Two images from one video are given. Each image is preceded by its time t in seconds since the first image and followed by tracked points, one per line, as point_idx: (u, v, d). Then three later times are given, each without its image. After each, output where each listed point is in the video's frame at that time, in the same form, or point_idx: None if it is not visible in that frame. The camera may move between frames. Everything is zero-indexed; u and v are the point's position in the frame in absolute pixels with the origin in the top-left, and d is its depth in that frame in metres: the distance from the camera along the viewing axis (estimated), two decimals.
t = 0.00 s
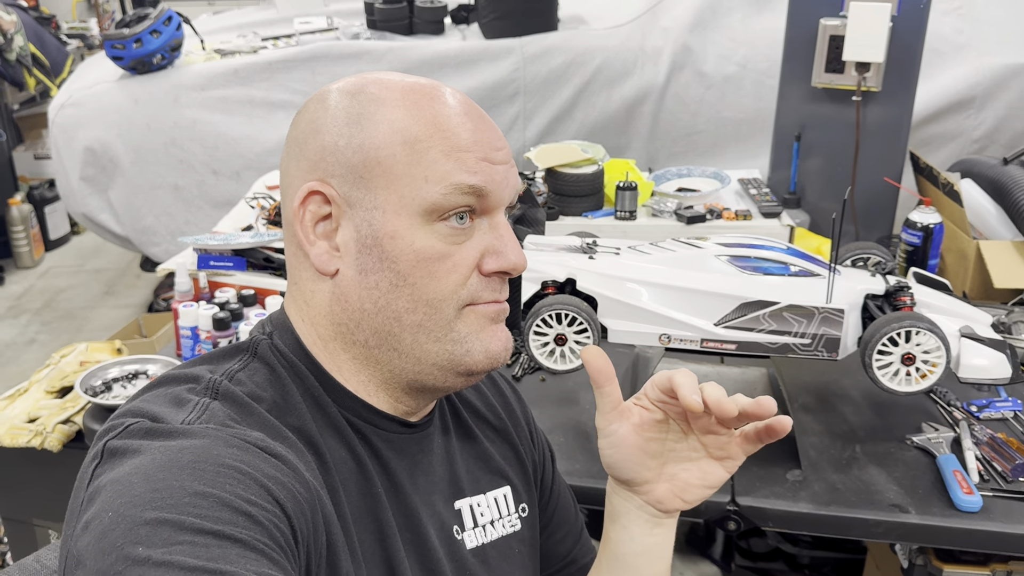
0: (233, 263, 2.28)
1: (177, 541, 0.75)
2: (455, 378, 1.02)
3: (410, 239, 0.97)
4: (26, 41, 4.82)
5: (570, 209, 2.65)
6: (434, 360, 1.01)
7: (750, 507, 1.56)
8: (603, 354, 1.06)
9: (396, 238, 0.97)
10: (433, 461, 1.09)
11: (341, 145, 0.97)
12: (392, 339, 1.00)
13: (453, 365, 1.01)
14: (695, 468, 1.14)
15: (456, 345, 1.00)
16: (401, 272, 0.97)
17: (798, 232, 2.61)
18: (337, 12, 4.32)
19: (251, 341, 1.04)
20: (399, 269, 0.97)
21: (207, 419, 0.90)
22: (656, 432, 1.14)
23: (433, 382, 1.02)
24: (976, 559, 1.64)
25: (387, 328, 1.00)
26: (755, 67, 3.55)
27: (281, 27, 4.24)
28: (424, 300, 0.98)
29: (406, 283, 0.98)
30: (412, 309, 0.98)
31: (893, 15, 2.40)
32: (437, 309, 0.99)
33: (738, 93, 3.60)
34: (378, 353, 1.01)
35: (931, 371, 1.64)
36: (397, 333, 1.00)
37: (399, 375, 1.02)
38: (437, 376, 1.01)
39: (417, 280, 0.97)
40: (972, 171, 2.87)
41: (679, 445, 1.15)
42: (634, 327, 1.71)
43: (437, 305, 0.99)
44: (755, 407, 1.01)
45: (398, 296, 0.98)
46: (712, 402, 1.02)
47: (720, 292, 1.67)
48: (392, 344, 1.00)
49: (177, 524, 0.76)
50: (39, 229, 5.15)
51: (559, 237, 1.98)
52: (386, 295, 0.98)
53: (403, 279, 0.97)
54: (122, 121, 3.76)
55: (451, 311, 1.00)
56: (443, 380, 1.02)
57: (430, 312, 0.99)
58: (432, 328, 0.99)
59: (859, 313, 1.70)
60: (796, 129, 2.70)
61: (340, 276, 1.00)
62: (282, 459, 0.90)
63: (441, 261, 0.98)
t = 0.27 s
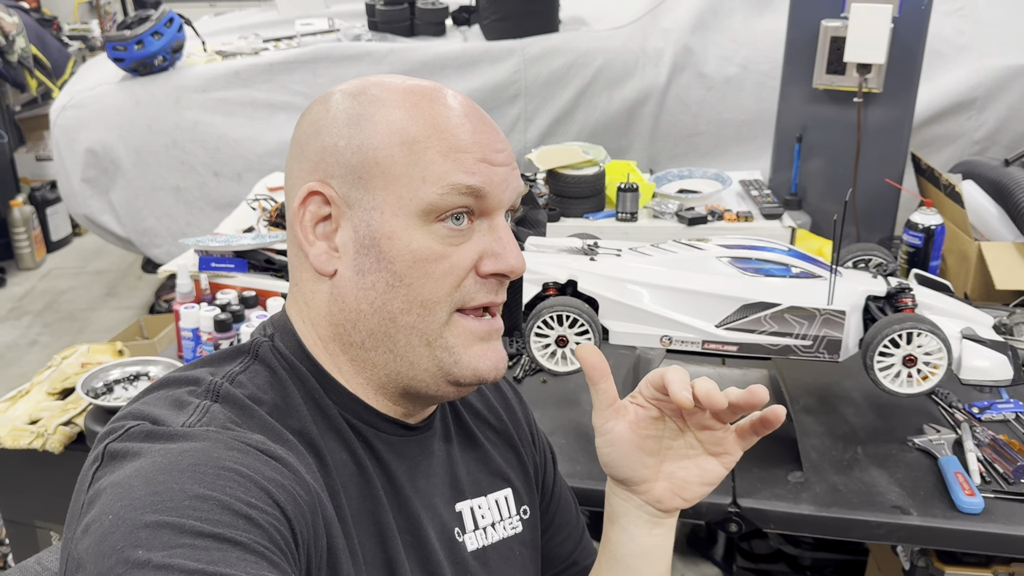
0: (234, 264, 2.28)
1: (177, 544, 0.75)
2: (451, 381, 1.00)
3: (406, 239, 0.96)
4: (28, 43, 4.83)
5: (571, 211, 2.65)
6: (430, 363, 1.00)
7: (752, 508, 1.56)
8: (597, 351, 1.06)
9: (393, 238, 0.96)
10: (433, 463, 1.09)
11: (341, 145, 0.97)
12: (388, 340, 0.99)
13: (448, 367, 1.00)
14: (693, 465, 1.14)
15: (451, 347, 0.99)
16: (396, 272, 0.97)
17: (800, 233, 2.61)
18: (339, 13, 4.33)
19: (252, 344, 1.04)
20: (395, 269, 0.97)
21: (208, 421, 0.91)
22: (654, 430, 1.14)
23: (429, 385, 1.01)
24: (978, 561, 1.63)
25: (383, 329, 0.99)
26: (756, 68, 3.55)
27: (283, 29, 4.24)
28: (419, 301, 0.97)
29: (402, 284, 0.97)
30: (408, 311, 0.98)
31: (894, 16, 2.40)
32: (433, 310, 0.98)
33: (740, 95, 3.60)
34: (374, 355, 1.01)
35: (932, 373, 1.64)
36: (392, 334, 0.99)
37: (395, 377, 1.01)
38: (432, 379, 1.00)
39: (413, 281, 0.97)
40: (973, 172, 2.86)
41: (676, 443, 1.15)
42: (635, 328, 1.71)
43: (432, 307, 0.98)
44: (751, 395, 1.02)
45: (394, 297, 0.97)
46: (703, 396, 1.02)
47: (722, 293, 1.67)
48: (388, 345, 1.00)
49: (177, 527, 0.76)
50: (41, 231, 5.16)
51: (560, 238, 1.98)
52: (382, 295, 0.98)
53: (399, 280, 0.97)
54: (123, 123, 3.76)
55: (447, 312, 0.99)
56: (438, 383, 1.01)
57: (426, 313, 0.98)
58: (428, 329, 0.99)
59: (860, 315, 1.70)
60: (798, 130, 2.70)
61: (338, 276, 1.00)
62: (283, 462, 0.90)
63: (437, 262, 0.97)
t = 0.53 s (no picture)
0: (235, 263, 2.28)
1: (178, 539, 0.75)
2: (443, 374, 0.99)
3: (398, 229, 0.96)
4: (30, 43, 4.83)
5: (572, 209, 2.65)
6: (422, 355, 0.99)
7: (753, 505, 1.56)
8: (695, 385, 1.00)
9: (385, 229, 0.96)
10: (433, 458, 1.09)
11: (337, 136, 0.98)
12: (379, 331, 0.99)
13: (440, 360, 0.99)
14: (740, 478, 1.10)
15: (443, 340, 0.98)
16: (388, 263, 0.96)
17: (800, 232, 2.60)
18: (340, 13, 4.33)
19: (253, 338, 1.04)
20: (387, 260, 0.97)
21: (208, 416, 0.91)
22: (720, 452, 1.08)
23: (421, 377, 1.00)
24: (980, 559, 1.63)
25: (375, 319, 0.99)
26: (757, 68, 3.55)
27: (284, 28, 4.25)
28: (409, 292, 0.97)
29: (393, 274, 0.97)
30: (398, 301, 0.97)
31: (894, 15, 2.41)
32: (421, 302, 0.97)
33: (740, 94, 3.60)
34: (368, 346, 1.01)
35: (933, 370, 1.64)
36: (384, 325, 0.99)
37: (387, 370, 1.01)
38: (424, 371, 0.99)
39: (404, 272, 0.96)
40: (974, 171, 2.86)
41: (735, 456, 1.09)
42: (635, 326, 1.71)
43: (423, 298, 0.97)
44: (870, 413, 1.00)
45: (385, 287, 0.97)
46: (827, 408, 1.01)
47: (722, 291, 1.67)
48: (379, 337, 0.99)
49: (178, 522, 0.76)
50: (42, 230, 5.16)
51: (561, 236, 1.98)
52: (373, 286, 0.98)
53: (390, 270, 0.97)
54: (124, 122, 3.77)
55: (438, 304, 0.98)
56: (431, 375, 1.00)
57: (415, 304, 0.97)
58: (418, 321, 0.98)
59: (861, 312, 1.70)
60: (798, 129, 2.70)
61: (333, 267, 1.00)
62: (283, 457, 0.90)
63: (428, 253, 0.96)
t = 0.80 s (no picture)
0: (236, 264, 2.28)
1: (179, 540, 0.75)
2: (446, 370, 1.00)
3: (398, 226, 0.96)
4: (31, 45, 4.83)
5: (573, 211, 2.65)
6: (425, 352, 0.99)
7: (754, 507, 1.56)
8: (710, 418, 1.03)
9: (384, 226, 0.96)
10: (434, 460, 1.09)
11: (335, 136, 0.98)
12: (381, 330, 0.99)
13: (443, 356, 0.99)
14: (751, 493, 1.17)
15: (447, 336, 0.99)
16: (388, 260, 0.97)
17: (801, 233, 2.61)
18: (341, 14, 4.34)
19: (254, 340, 1.04)
20: (387, 257, 0.97)
21: (209, 418, 0.91)
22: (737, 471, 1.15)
23: (424, 374, 1.00)
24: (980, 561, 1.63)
25: (377, 318, 0.99)
26: (758, 69, 3.55)
27: (285, 30, 4.25)
28: (411, 289, 0.97)
29: (394, 271, 0.97)
30: (400, 299, 0.98)
31: (895, 17, 2.41)
32: (425, 299, 0.98)
33: (741, 96, 3.60)
34: (369, 346, 1.01)
35: (934, 372, 1.64)
36: (386, 323, 0.99)
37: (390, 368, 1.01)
38: (427, 368, 1.00)
39: (405, 269, 0.97)
40: (975, 172, 2.86)
41: (746, 471, 1.17)
42: (636, 327, 1.71)
43: (426, 294, 0.98)
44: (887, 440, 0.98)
45: (387, 285, 0.97)
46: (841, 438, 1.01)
47: (723, 292, 1.67)
48: (381, 335, 0.99)
49: (179, 523, 0.76)
50: (43, 232, 5.16)
51: (561, 238, 1.98)
52: (374, 284, 0.98)
53: (391, 268, 0.97)
54: (125, 123, 3.77)
55: (441, 301, 0.98)
56: (434, 373, 1.00)
57: (418, 302, 0.98)
58: (421, 319, 0.98)
59: (862, 314, 1.70)
60: (799, 131, 2.70)
61: (333, 267, 1.00)
62: (285, 459, 0.90)
63: (428, 249, 0.97)
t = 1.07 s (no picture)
0: (238, 264, 2.28)
1: (183, 539, 0.75)
2: (479, 356, 1.04)
3: (425, 225, 0.98)
4: (32, 45, 4.83)
5: (575, 211, 2.65)
6: (458, 344, 1.03)
7: (755, 507, 1.56)
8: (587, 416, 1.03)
9: (410, 227, 0.98)
10: (439, 460, 1.09)
11: (345, 142, 0.98)
12: (413, 327, 1.01)
13: (477, 344, 1.03)
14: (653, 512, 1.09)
15: (480, 326, 1.03)
16: (420, 259, 0.99)
17: (803, 234, 2.61)
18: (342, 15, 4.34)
19: (257, 341, 1.04)
20: (417, 257, 0.99)
21: (213, 417, 0.91)
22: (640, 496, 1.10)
23: (457, 363, 1.04)
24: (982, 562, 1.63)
25: (409, 316, 1.01)
26: (760, 70, 3.55)
27: (286, 31, 4.25)
28: (444, 284, 1.00)
29: (426, 270, 0.99)
30: (434, 295, 1.00)
31: (897, 17, 2.40)
32: (458, 292, 1.01)
33: (743, 97, 3.60)
34: (399, 343, 1.03)
35: (936, 372, 1.63)
36: (419, 320, 1.01)
37: (422, 362, 1.04)
38: (462, 357, 1.03)
39: (436, 266, 0.99)
40: (977, 174, 2.86)
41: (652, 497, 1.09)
42: (638, 327, 1.71)
43: (457, 288, 1.01)
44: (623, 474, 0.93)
45: (419, 284, 1.00)
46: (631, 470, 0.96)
47: (725, 293, 1.67)
48: (413, 332, 1.02)
49: (182, 522, 0.76)
50: (45, 232, 5.17)
51: (562, 238, 1.98)
52: (405, 284, 1.00)
53: (421, 267, 0.99)
54: (127, 124, 3.77)
55: (473, 292, 1.02)
56: (467, 360, 1.04)
57: (450, 296, 1.01)
58: (454, 312, 1.02)
59: (864, 314, 1.70)
60: (801, 131, 2.70)
61: (356, 273, 1.00)
62: (287, 458, 0.90)
63: (456, 243, 1.00)
